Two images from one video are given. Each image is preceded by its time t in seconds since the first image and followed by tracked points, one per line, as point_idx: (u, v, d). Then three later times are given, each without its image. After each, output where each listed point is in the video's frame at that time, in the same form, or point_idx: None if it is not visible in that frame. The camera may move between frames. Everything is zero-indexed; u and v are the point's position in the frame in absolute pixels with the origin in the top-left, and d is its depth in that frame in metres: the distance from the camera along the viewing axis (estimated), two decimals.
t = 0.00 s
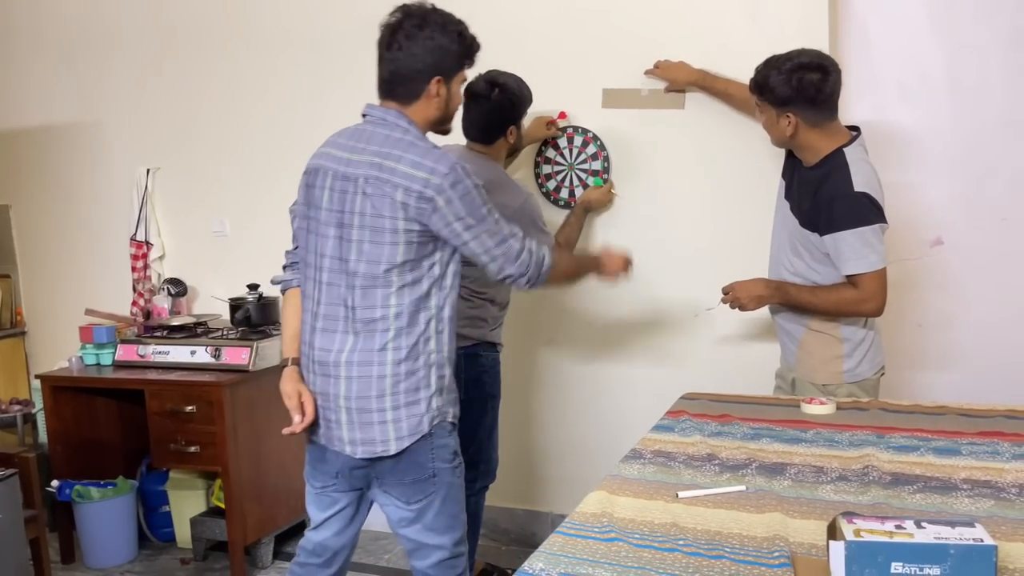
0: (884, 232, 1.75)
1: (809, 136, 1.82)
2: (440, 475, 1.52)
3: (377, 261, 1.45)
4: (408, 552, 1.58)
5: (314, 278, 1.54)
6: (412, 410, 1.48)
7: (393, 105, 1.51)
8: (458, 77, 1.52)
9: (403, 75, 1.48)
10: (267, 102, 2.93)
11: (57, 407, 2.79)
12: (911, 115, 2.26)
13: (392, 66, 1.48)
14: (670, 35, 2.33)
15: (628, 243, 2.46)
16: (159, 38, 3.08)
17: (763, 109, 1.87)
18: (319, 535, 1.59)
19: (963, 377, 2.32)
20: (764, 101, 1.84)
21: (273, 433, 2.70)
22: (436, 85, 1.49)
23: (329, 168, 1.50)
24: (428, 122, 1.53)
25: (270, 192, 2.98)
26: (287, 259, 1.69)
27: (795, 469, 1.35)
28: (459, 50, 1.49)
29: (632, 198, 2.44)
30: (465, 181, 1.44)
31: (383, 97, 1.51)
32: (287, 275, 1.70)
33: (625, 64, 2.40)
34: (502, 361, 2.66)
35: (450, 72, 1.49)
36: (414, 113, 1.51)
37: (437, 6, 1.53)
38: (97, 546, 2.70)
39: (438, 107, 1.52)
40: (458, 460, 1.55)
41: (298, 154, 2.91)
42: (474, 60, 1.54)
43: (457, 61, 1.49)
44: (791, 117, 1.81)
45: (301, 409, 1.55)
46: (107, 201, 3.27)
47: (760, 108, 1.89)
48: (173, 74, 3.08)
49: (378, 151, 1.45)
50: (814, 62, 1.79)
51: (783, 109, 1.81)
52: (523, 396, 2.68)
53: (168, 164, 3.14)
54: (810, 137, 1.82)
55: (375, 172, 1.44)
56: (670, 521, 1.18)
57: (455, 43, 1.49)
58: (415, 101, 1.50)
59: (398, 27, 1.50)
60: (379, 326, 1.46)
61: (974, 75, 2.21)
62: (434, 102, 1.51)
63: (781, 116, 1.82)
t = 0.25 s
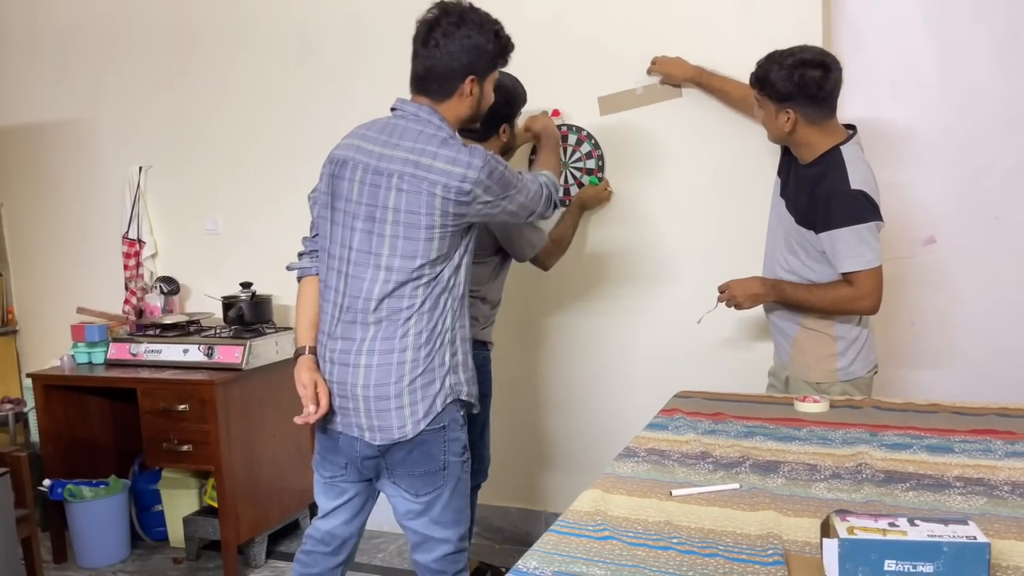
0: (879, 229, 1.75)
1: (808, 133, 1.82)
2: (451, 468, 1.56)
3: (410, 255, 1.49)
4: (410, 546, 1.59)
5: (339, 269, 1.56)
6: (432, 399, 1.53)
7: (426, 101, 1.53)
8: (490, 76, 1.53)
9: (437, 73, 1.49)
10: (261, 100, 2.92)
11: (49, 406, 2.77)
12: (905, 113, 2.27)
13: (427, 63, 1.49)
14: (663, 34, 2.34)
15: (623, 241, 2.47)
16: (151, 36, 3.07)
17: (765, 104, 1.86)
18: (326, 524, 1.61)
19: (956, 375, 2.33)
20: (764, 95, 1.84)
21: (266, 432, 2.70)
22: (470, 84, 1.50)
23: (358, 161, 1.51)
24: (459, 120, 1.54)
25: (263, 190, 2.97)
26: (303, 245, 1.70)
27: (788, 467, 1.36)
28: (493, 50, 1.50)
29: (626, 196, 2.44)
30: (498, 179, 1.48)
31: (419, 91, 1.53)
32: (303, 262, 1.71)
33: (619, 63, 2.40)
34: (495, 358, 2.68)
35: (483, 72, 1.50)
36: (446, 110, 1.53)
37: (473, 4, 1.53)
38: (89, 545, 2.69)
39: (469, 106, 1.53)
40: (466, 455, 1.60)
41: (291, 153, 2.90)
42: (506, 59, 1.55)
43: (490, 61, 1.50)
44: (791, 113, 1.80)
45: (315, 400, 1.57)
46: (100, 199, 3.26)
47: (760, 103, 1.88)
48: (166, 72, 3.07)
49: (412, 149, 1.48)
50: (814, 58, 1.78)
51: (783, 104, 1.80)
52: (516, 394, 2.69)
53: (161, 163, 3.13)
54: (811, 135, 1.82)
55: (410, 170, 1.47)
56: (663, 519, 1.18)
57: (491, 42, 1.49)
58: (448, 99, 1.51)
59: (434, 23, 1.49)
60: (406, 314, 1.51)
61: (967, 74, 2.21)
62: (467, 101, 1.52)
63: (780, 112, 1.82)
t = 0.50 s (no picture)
0: (874, 230, 1.75)
1: (803, 132, 1.82)
2: (453, 468, 1.55)
3: (405, 255, 1.49)
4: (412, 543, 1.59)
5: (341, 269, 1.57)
6: (431, 401, 1.51)
7: (421, 102, 1.53)
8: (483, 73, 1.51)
9: (428, 73, 1.49)
10: (254, 98, 2.91)
11: (41, 405, 2.76)
12: (899, 113, 2.27)
13: (418, 64, 1.49)
14: (658, 34, 2.34)
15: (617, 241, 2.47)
16: (145, 35, 3.06)
17: (760, 103, 1.87)
18: (348, 519, 1.66)
19: (950, 374, 2.33)
20: (761, 94, 1.84)
21: (260, 431, 2.69)
22: (461, 82, 1.49)
23: (358, 163, 1.53)
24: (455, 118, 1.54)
25: (257, 189, 2.96)
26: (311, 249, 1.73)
27: (783, 466, 1.36)
28: (484, 47, 1.48)
29: (620, 196, 2.44)
30: (490, 179, 1.46)
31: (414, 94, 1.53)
32: (310, 267, 1.73)
33: (613, 63, 2.40)
34: (486, 357, 2.68)
35: (474, 69, 1.49)
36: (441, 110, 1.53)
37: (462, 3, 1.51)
38: (82, 545, 2.68)
39: (463, 104, 1.52)
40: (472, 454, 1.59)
41: (285, 152, 2.90)
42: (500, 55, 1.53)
43: (481, 58, 1.48)
44: (786, 113, 1.81)
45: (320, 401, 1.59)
46: (93, 198, 3.24)
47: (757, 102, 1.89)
48: (159, 72, 3.06)
49: (407, 148, 1.48)
50: (810, 58, 1.78)
51: (779, 104, 1.81)
52: (510, 393, 2.68)
53: (154, 162, 3.12)
54: (803, 134, 1.82)
55: (403, 169, 1.47)
56: (658, 519, 1.17)
57: (481, 40, 1.47)
58: (442, 98, 1.51)
59: (423, 25, 1.49)
60: (403, 316, 1.50)
61: (960, 74, 2.22)
62: (460, 99, 1.52)
63: (776, 111, 1.83)
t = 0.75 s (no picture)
0: (868, 230, 1.75)
1: (801, 131, 1.82)
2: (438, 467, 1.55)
3: (376, 252, 1.47)
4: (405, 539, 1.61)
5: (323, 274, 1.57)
6: (411, 402, 1.51)
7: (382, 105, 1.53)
8: (440, 69, 1.50)
9: (386, 76, 1.49)
10: (248, 97, 2.90)
11: (34, 405, 2.75)
12: (893, 112, 2.27)
13: (376, 69, 1.50)
14: (652, 33, 2.33)
15: (612, 240, 2.47)
16: (139, 34, 3.05)
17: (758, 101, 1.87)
18: (353, 517, 1.70)
19: (944, 373, 2.33)
20: (760, 91, 1.84)
21: (255, 431, 2.69)
22: (417, 79, 1.48)
23: (332, 168, 1.53)
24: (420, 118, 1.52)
25: (251, 188, 2.95)
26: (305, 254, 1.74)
27: (778, 466, 1.36)
28: (437, 43, 1.47)
29: (615, 195, 2.44)
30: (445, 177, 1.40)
31: (377, 98, 1.53)
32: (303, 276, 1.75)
33: (608, 62, 2.40)
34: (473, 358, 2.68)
35: (430, 66, 1.48)
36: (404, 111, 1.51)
37: (416, 4, 1.52)
38: (76, 546, 2.67)
39: (423, 102, 1.51)
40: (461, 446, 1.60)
41: (279, 151, 2.89)
42: (458, 50, 1.52)
43: (435, 53, 1.48)
44: (785, 111, 1.80)
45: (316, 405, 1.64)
46: (86, 197, 3.23)
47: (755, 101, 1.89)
48: (153, 71, 3.05)
49: (373, 148, 1.46)
50: (812, 57, 1.78)
51: (777, 102, 1.81)
52: (504, 392, 2.68)
53: (147, 161, 3.11)
54: (802, 135, 1.82)
55: (369, 168, 1.45)
56: (653, 519, 1.17)
57: (432, 37, 1.47)
58: (400, 97, 1.50)
59: (377, 31, 1.51)
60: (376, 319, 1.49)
61: (954, 73, 2.22)
62: (419, 97, 1.50)
63: (774, 109, 1.82)
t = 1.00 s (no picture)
0: (863, 227, 1.75)
1: (802, 127, 1.82)
2: (381, 470, 1.46)
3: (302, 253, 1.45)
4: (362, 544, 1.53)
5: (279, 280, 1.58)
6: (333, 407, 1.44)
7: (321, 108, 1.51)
8: (369, 65, 1.48)
9: (317, 76, 1.49)
10: (244, 97, 2.90)
11: (29, 405, 2.74)
12: (889, 111, 2.27)
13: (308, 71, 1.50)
14: (649, 32, 2.33)
15: (608, 239, 2.46)
16: (133, 33, 3.04)
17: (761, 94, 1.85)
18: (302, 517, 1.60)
19: (940, 372, 2.34)
20: (765, 83, 1.83)
21: (252, 431, 2.68)
22: (345, 74, 1.46)
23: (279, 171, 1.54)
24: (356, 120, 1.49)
25: (247, 188, 2.94)
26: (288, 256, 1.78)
27: (774, 465, 1.35)
28: (362, 38, 1.46)
29: (612, 194, 2.44)
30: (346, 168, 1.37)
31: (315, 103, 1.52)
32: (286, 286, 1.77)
33: (605, 61, 2.39)
34: (457, 358, 2.67)
35: (358, 61, 1.46)
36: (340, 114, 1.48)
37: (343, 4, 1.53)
38: (71, 546, 2.66)
39: (355, 99, 1.47)
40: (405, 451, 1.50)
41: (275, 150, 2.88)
42: (388, 44, 1.50)
43: (359, 47, 1.46)
44: (789, 104, 1.80)
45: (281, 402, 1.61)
46: (81, 197, 3.22)
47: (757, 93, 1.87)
48: (147, 70, 3.04)
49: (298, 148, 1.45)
50: (818, 52, 1.79)
51: (784, 93, 1.80)
52: (500, 392, 2.68)
53: (143, 160, 3.10)
54: (804, 130, 1.82)
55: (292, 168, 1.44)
56: (649, 519, 1.17)
57: (357, 34, 1.46)
58: (332, 97, 1.48)
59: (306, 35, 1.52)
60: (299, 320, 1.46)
61: (951, 72, 2.22)
62: (350, 94, 1.47)
63: (777, 102, 1.82)
